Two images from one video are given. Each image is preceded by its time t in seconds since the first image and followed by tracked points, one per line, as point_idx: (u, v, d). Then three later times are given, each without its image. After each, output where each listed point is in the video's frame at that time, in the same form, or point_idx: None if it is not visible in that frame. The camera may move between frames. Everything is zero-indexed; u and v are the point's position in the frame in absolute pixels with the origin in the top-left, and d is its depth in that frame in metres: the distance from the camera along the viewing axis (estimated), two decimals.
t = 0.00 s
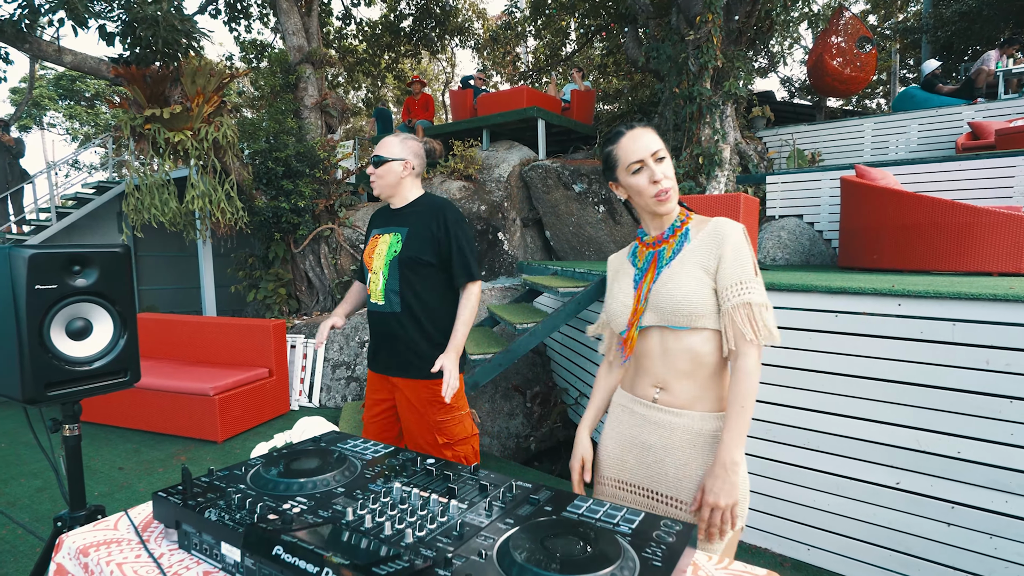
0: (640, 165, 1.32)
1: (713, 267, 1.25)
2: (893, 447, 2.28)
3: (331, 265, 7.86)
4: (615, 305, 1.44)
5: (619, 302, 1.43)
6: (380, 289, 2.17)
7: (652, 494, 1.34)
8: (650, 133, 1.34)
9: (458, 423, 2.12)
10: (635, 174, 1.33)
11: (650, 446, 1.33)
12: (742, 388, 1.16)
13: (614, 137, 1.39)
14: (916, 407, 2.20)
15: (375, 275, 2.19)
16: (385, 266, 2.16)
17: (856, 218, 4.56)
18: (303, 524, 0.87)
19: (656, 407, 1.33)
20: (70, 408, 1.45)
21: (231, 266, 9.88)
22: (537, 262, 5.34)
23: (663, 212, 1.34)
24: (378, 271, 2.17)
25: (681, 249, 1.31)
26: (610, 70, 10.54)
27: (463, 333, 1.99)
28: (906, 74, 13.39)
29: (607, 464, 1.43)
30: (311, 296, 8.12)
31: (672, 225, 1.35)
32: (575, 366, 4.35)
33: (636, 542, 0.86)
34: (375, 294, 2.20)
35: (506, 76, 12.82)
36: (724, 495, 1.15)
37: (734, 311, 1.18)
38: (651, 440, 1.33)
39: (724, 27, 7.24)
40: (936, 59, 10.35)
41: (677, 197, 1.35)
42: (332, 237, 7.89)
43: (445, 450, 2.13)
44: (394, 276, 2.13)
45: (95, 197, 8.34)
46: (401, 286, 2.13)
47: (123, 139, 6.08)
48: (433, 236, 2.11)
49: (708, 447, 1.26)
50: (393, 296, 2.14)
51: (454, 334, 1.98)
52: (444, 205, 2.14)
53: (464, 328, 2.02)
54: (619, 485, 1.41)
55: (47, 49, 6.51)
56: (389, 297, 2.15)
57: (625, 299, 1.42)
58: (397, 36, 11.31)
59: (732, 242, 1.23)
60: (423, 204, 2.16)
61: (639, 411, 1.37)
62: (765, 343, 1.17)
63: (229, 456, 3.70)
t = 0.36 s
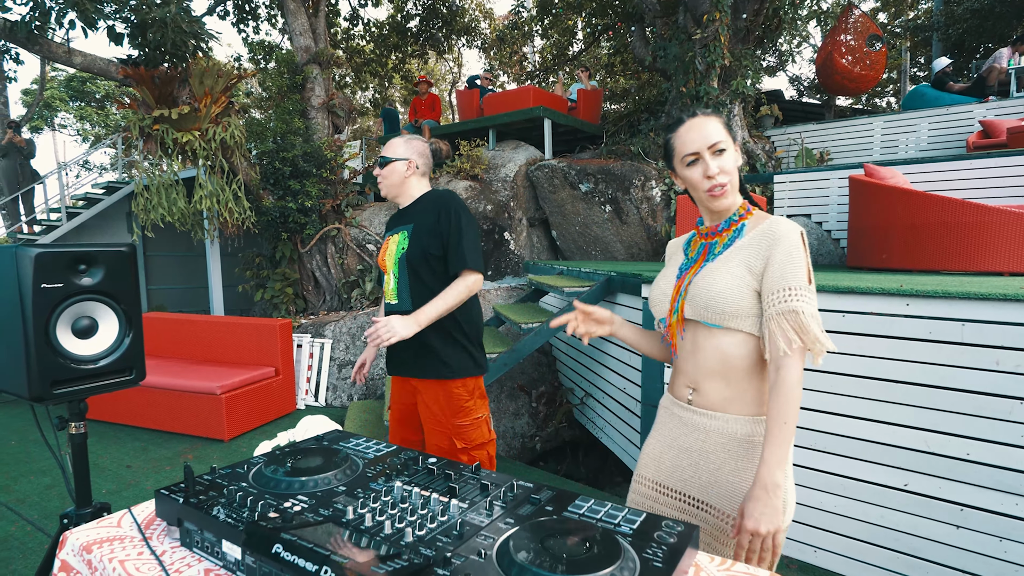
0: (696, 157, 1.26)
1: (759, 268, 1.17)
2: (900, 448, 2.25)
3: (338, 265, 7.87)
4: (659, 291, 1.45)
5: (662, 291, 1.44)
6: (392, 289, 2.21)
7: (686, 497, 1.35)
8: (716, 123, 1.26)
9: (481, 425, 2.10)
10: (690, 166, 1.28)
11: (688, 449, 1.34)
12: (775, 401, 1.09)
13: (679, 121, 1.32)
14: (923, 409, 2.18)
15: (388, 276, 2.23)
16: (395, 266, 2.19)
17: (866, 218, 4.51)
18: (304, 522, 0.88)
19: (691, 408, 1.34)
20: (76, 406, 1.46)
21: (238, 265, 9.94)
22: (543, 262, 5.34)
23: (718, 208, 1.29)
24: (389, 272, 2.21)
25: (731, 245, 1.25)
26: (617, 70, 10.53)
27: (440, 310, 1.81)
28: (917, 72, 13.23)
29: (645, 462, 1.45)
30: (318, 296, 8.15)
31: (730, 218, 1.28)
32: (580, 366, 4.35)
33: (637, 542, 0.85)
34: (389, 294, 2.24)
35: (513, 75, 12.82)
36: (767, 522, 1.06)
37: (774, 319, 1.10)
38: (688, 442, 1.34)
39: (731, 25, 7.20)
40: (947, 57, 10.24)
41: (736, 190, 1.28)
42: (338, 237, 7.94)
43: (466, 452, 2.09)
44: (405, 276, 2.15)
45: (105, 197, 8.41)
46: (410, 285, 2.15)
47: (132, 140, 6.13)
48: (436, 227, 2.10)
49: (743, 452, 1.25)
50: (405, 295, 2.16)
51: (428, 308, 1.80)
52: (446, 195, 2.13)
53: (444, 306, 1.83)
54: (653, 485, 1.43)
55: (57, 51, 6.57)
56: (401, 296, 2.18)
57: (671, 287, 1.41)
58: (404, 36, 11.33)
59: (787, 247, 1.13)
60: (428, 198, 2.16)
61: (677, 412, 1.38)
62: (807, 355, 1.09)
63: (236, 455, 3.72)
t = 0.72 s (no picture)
0: (720, 141, 1.22)
1: (763, 270, 1.15)
2: (909, 450, 2.22)
3: (345, 265, 7.91)
4: (664, 290, 1.43)
5: (667, 291, 1.41)
6: (429, 291, 2.23)
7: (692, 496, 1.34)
8: (754, 111, 1.20)
9: (506, 430, 2.09)
10: (712, 147, 1.24)
11: (693, 449, 1.33)
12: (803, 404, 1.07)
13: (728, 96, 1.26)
14: (932, 410, 2.15)
15: (424, 276, 2.24)
16: (433, 268, 2.20)
17: (875, 217, 4.47)
18: (304, 520, 0.88)
19: (696, 408, 1.33)
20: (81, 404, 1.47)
21: (246, 265, 10.01)
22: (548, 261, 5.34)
23: (723, 201, 1.25)
24: (427, 273, 2.22)
25: (739, 243, 1.23)
26: (624, 69, 10.52)
27: (480, 329, 1.89)
28: (928, 70, 13.09)
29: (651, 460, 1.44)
30: (325, 295, 8.18)
31: (742, 214, 1.25)
32: (586, 366, 4.34)
33: (638, 543, 0.84)
34: (425, 295, 2.25)
35: (520, 76, 12.82)
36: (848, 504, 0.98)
37: (785, 322, 1.08)
38: (694, 442, 1.33)
39: (739, 24, 7.16)
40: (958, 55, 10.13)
41: (748, 190, 1.24)
42: (345, 237, 7.90)
43: (490, 455, 2.10)
44: (443, 278, 2.16)
45: (115, 197, 8.49)
46: (447, 288, 2.16)
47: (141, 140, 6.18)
48: (475, 232, 2.10)
49: (747, 453, 1.24)
50: (441, 298, 2.18)
51: (468, 327, 1.89)
52: (488, 200, 2.13)
53: (485, 324, 1.92)
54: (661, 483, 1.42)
55: (67, 52, 6.64)
56: (437, 300, 2.19)
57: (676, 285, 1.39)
58: (412, 37, 11.36)
59: (793, 249, 1.10)
60: (469, 203, 2.15)
61: (684, 411, 1.38)
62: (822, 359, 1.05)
63: (242, 454, 3.74)
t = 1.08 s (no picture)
0: (719, 150, 1.22)
1: (777, 279, 1.23)
2: (918, 452, 2.20)
3: (352, 265, 7.95)
4: (650, 290, 1.34)
5: (664, 288, 1.32)
6: (444, 294, 2.21)
7: (689, 500, 1.33)
8: (760, 126, 1.19)
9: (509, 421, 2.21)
10: (711, 155, 1.24)
11: (685, 451, 1.32)
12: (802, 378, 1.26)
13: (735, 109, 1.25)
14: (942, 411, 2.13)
15: (438, 279, 2.22)
16: (452, 270, 2.19)
17: (884, 217, 4.43)
18: (307, 519, 0.88)
19: (689, 410, 1.31)
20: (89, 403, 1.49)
21: (254, 265, 10.07)
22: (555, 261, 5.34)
23: (705, 207, 1.27)
24: (443, 276, 2.20)
25: (744, 249, 1.25)
26: (632, 69, 10.50)
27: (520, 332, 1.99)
28: (939, 69, 12.95)
29: (635, 472, 1.39)
30: (332, 295, 8.22)
31: (738, 220, 1.28)
32: (592, 367, 4.34)
33: (639, 544, 0.84)
34: (437, 298, 2.22)
35: (527, 76, 12.81)
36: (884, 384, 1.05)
37: (798, 327, 1.24)
38: (686, 444, 1.32)
39: (747, 23, 7.12)
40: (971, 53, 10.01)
41: (734, 205, 1.27)
42: (352, 237, 7.99)
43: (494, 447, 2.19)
44: (461, 283, 2.17)
45: (125, 198, 8.57)
46: (466, 292, 2.17)
47: (150, 141, 6.23)
48: (500, 241, 2.16)
49: (745, 444, 1.28)
50: (459, 301, 2.18)
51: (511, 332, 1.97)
52: (511, 211, 2.18)
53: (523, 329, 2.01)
54: (648, 493, 1.37)
55: (78, 54, 6.70)
56: (454, 303, 2.19)
57: (668, 285, 1.31)
58: (419, 37, 11.39)
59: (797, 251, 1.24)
60: (491, 210, 2.19)
61: (669, 416, 1.34)
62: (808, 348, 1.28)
63: (249, 453, 3.76)
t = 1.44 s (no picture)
0: (679, 166, 1.27)
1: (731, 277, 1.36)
2: (927, 454, 2.18)
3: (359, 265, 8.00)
4: (627, 296, 1.36)
5: (649, 296, 1.34)
6: (422, 292, 2.27)
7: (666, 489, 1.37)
8: (715, 141, 1.24)
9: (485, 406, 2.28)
10: (672, 169, 1.28)
11: (658, 443, 1.37)
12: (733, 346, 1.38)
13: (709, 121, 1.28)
14: (952, 412, 2.10)
15: (416, 278, 2.28)
16: (429, 269, 2.27)
17: (893, 217, 4.40)
18: (310, 519, 0.88)
19: (661, 403, 1.36)
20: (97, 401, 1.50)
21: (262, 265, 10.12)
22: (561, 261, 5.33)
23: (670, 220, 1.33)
24: (421, 274, 2.27)
25: (706, 254, 1.35)
26: (639, 68, 10.46)
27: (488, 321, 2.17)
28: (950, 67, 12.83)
29: (610, 472, 1.40)
30: (339, 295, 8.26)
31: (695, 226, 1.36)
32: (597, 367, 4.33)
33: (644, 545, 0.83)
34: (414, 296, 2.28)
35: (534, 76, 12.79)
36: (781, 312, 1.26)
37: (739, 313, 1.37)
38: (657, 437, 1.37)
39: (755, 22, 7.07)
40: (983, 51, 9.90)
41: (698, 210, 1.34)
42: (358, 237, 8.22)
43: (477, 431, 2.27)
44: (441, 280, 2.27)
45: (134, 198, 8.63)
46: (446, 289, 2.27)
47: (158, 142, 6.25)
48: (472, 241, 2.31)
49: (709, 425, 1.37)
50: (438, 298, 2.27)
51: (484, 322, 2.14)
52: (478, 212, 2.35)
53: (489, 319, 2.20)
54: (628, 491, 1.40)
55: (88, 55, 6.73)
56: (434, 299, 2.27)
57: (646, 293, 1.34)
58: (426, 37, 11.41)
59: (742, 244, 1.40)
60: (459, 212, 2.33)
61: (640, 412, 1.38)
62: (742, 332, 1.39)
63: (256, 452, 3.77)
